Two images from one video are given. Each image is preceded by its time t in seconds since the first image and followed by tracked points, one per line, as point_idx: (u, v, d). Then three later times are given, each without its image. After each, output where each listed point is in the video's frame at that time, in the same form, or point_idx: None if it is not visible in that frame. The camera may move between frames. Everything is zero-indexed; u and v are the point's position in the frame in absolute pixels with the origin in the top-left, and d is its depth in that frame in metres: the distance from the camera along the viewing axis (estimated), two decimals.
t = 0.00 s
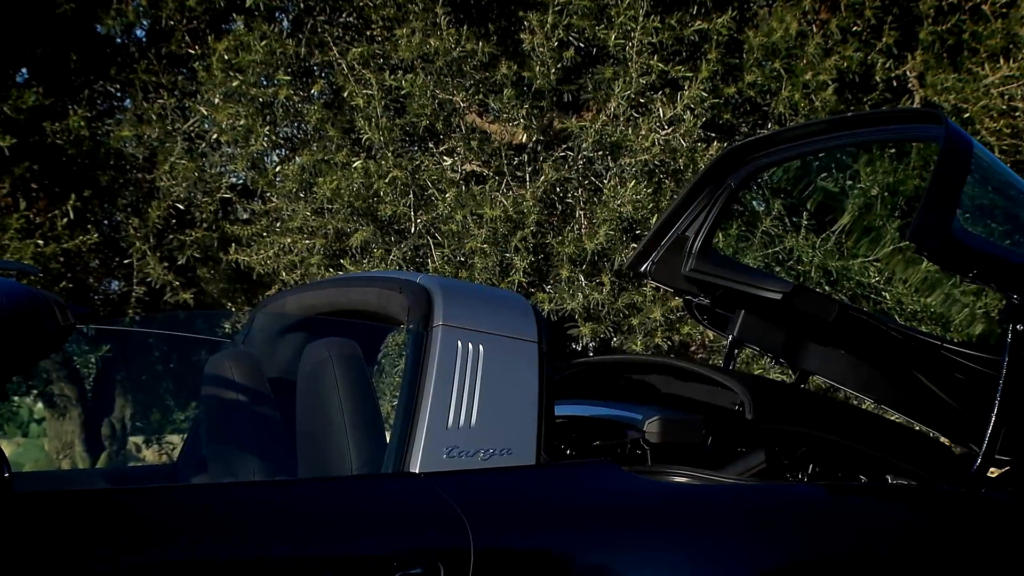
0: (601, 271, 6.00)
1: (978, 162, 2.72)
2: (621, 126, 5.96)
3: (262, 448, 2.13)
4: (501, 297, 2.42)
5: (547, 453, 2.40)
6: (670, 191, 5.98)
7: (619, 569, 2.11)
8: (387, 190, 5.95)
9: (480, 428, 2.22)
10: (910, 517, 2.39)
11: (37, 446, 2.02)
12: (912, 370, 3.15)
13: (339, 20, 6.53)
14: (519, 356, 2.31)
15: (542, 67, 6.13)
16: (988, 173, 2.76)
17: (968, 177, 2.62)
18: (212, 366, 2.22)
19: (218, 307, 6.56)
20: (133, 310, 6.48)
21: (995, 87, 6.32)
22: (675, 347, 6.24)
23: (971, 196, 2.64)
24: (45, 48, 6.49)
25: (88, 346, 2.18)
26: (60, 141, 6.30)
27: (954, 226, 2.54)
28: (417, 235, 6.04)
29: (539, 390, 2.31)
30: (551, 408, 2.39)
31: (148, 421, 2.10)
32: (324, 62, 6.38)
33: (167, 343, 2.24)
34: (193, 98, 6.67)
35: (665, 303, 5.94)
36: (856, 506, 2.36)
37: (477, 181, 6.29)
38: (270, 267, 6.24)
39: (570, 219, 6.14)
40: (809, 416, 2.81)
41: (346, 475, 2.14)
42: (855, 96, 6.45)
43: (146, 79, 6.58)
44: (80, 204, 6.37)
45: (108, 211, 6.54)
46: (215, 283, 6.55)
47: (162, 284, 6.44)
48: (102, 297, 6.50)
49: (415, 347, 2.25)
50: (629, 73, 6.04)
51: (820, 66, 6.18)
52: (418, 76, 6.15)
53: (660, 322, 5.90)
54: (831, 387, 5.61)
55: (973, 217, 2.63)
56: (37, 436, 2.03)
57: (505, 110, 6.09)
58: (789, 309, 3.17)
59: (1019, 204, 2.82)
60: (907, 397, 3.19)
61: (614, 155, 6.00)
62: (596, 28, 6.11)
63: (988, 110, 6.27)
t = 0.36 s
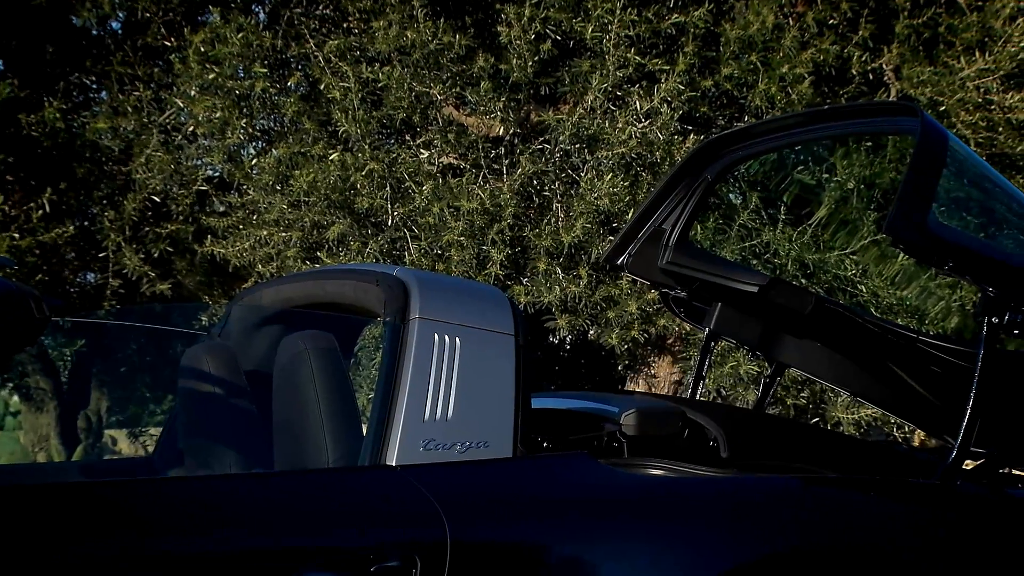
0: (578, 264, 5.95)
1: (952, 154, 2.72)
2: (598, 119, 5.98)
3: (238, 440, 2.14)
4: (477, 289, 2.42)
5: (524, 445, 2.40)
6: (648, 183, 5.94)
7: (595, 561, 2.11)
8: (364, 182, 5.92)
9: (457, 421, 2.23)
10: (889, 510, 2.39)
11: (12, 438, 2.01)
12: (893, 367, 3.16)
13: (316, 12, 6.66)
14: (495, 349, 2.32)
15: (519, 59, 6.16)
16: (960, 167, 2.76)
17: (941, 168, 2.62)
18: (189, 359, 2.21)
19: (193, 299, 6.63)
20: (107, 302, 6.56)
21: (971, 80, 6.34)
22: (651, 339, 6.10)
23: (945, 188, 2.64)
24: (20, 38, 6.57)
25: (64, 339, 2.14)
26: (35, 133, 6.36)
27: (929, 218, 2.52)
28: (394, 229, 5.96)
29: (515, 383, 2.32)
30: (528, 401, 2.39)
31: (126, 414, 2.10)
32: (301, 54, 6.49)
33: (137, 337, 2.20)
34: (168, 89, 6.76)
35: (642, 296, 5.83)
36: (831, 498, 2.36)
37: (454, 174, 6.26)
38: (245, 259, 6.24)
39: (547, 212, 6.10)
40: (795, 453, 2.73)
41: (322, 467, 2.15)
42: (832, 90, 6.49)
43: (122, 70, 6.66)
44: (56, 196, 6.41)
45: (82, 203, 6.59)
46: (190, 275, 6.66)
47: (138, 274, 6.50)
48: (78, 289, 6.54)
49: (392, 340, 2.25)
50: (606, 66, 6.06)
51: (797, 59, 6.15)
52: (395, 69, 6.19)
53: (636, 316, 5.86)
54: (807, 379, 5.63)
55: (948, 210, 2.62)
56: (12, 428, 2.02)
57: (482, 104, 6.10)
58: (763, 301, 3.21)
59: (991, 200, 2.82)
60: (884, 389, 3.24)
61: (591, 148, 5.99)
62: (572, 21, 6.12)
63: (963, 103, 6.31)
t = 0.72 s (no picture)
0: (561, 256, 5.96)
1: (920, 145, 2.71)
2: (580, 111, 5.96)
3: (220, 432, 2.13)
4: (459, 281, 2.42)
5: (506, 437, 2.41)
6: (631, 175, 5.94)
7: (578, 552, 2.12)
8: (346, 174, 5.93)
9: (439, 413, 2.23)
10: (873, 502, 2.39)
11: None
12: (871, 352, 3.36)
13: (298, 4, 6.58)
14: (477, 340, 2.32)
15: (501, 51, 6.17)
16: (935, 161, 2.78)
17: (910, 158, 2.61)
18: (170, 351, 2.18)
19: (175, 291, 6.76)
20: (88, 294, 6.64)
21: (953, 72, 6.36)
22: (634, 333, 6.14)
23: (915, 178, 2.62)
24: None
25: (45, 331, 2.13)
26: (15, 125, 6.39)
27: (900, 208, 2.49)
28: (376, 221, 5.99)
29: (496, 374, 2.32)
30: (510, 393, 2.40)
31: (108, 405, 2.08)
32: (283, 46, 6.43)
33: (116, 330, 2.17)
34: (149, 81, 6.79)
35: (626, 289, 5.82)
36: (814, 490, 2.37)
37: (436, 166, 6.25)
38: (227, 251, 6.35)
39: (529, 204, 6.12)
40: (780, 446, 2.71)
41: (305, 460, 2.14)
42: (814, 83, 6.47)
43: (104, 63, 6.63)
44: (37, 188, 6.44)
45: (64, 195, 6.61)
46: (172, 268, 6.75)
47: (119, 267, 6.55)
48: (58, 281, 6.71)
49: (374, 333, 2.25)
50: (589, 58, 6.05)
51: (779, 51, 6.17)
52: (377, 61, 6.19)
53: (620, 309, 5.87)
54: (790, 371, 5.65)
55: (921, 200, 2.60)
56: None
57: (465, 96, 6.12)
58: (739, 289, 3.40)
59: (971, 194, 2.83)
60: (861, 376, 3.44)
61: (573, 140, 5.99)
62: (555, 13, 6.11)
63: (945, 96, 6.34)
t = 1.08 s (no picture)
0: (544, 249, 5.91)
1: (888, 134, 2.71)
2: (564, 104, 6.03)
3: (202, 425, 2.12)
4: (441, 273, 2.42)
5: (489, 429, 2.40)
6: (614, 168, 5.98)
7: (560, 545, 2.12)
8: (330, 167, 5.91)
9: (422, 405, 2.22)
10: (861, 496, 2.40)
11: None
12: (846, 333, 3.40)
13: None
14: (461, 333, 2.31)
15: (485, 43, 6.14)
16: (911, 155, 2.79)
17: (875, 147, 2.61)
18: (153, 342, 2.18)
19: (159, 285, 6.66)
20: (71, 289, 6.50)
21: (934, 65, 6.42)
22: (617, 325, 6.17)
23: (881, 166, 2.62)
24: None
25: (27, 324, 2.10)
26: None
27: (866, 196, 2.48)
28: (359, 213, 5.97)
29: (479, 366, 2.32)
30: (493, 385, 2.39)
31: (89, 399, 2.07)
32: (266, 39, 6.47)
33: (98, 324, 2.16)
34: (132, 73, 6.76)
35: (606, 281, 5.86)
36: (799, 483, 2.37)
37: (419, 158, 6.24)
38: (210, 245, 6.23)
39: (513, 197, 6.11)
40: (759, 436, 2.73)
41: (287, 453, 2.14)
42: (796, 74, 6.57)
43: (85, 55, 6.59)
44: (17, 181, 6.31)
45: (46, 188, 6.52)
46: (155, 260, 6.64)
47: (102, 261, 6.41)
48: (41, 274, 6.53)
49: (357, 325, 2.24)
50: (573, 51, 6.10)
51: (761, 44, 6.22)
52: (360, 53, 6.16)
53: (602, 302, 5.88)
54: (772, 363, 5.66)
55: (888, 189, 2.59)
56: None
57: (448, 88, 6.10)
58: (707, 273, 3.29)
59: (951, 189, 2.83)
60: (834, 351, 3.45)
61: (557, 133, 6.06)
62: (538, 6, 6.14)
63: (927, 88, 6.37)
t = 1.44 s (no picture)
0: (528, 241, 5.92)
1: (859, 125, 2.72)
2: (548, 97, 6.00)
3: (185, 417, 2.12)
4: (424, 267, 2.41)
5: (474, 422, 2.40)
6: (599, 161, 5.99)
7: (543, 537, 2.13)
8: (313, 160, 5.91)
9: (406, 398, 2.22)
10: (848, 488, 2.40)
11: None
12: (820, 316, 3.43)
13: None
14: (445, 326, 2.31)
15: (468, 36, 6.15)
16: (891, 149, 2.80)
17: (844, 137, 2.61)
18: (136, 336, 2.18)
19: (141, 277, 6.71)
20: (53, 280, 6.56)
21: (918, 59, 6.42)
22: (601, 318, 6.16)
23: (852, 154, 2.62)
24: None
25: (9, 316, 2.08)
26: None
27: (842, 186, 2.50)
28: (343, 206, 5.99)
29: (463, 359, 2.32)
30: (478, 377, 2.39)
31: (73, 390, 2.09)
32: (249, 31, 6.45)
33: (80, 318, 2.17)
34: (115, 66, 6.72)
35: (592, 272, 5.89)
36: (786, 476, 2.37)
37: (404, 152, 6.22)
38: (194, 237, 6.28)
39: (497, 190, 6.15)
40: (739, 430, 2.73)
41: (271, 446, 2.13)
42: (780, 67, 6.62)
43: (69, 47, 6.56)
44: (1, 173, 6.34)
45: (29, 180, 6.53)
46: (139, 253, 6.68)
47: (86, 252, 6.46)
48: (24, 265, 6.58)
49: (341, 317, 2.24)
50: (557, 44, 6.11)
51: (745, 37, 6.23)
52: (344, 45, 6.16)
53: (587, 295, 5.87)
54: (756, 356, 5.69)
55: (860, 177, 2.58)
56: None
57: (432, 81, 6.10)
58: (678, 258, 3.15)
59: (934, 184, 2.83)
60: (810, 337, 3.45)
61: (541, 125, 6.03)
62: None
63: (911, 81, 6.37)
